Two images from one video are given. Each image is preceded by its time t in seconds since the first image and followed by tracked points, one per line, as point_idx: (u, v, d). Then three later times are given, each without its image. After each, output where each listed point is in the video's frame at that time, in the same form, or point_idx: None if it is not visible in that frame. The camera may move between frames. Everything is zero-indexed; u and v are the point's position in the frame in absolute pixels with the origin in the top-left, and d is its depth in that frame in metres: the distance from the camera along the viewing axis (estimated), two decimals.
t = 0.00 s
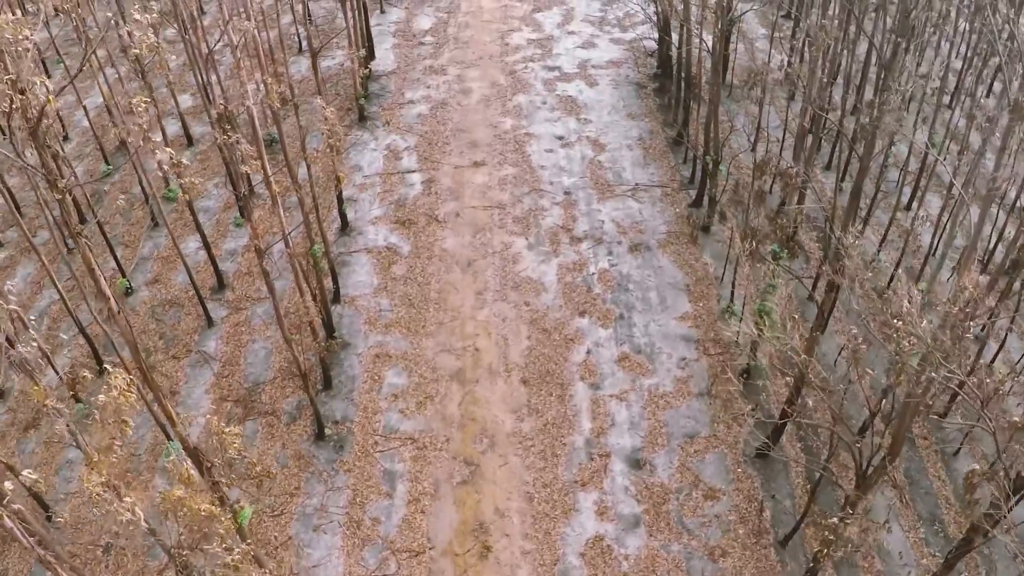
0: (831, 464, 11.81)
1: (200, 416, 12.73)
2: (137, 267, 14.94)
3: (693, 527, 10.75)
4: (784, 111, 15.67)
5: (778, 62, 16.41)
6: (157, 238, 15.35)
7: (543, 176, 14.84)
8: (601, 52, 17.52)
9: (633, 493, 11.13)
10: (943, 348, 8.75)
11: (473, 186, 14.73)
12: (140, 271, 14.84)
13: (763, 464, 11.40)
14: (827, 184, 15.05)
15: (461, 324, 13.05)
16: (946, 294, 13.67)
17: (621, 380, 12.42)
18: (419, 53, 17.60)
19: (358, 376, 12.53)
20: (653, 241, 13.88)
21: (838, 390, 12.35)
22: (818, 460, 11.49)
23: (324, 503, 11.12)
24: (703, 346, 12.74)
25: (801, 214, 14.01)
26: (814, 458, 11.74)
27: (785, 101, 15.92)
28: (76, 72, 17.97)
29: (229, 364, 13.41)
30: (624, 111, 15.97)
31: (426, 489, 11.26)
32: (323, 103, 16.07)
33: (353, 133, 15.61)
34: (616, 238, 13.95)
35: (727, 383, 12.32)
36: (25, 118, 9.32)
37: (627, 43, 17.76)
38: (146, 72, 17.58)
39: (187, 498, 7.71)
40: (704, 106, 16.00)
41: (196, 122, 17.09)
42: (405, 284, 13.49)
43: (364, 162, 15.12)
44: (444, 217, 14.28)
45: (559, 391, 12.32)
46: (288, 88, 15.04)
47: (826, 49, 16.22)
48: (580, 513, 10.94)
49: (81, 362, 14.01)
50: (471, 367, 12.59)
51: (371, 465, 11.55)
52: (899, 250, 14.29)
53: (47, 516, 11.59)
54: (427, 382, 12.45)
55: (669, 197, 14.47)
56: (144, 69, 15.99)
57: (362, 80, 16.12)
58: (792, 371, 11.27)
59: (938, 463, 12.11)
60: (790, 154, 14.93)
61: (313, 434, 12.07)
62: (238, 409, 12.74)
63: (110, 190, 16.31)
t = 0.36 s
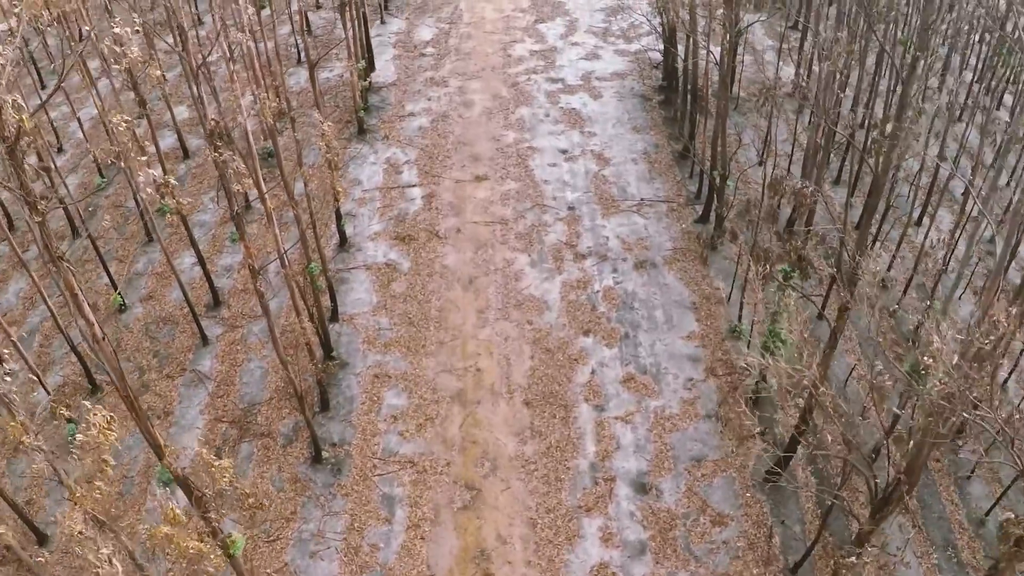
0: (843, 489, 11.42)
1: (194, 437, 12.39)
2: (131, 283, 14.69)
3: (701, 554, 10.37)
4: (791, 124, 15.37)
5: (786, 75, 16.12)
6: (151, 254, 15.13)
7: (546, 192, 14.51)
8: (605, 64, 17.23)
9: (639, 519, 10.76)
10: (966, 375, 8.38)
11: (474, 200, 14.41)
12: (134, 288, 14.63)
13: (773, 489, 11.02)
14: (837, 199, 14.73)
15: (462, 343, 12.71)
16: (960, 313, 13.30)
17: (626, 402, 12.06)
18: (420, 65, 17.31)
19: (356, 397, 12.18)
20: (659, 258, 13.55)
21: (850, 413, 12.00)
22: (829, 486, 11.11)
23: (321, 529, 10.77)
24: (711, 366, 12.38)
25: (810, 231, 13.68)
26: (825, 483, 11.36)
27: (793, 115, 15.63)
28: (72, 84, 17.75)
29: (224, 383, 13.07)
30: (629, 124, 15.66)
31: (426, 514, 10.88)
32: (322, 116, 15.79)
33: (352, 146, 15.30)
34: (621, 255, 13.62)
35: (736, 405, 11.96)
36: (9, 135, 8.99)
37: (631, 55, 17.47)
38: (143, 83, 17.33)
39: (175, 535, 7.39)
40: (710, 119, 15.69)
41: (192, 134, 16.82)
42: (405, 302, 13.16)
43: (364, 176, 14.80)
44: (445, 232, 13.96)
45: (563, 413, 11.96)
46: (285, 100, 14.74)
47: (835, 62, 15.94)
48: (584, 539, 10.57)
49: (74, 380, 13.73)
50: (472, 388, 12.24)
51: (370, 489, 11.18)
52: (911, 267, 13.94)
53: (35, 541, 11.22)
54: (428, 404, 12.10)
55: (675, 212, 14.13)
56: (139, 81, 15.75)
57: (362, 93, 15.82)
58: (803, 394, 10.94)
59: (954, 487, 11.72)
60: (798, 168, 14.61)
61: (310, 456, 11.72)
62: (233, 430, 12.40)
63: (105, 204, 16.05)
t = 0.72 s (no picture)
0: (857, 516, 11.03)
1: (187, 460, 12.04)
2: (125, 299, 14.44)
3: None
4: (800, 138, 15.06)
5: (794, 87, 15.83)
6: (146, 269, 14.86)
7: (549, 207, 14.19)
8: (609, 76, 16.93)
9: (645, 546, 10.37)
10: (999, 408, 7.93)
11: (476, 216, 14.09)
12: (128, 304, 14.37)
13: (783, 515, 10.65)
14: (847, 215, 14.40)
15: (463, 363, 12.37)
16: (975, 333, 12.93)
17: (632, 425, 11.69)
18: (421, 76, 17.02)
19: (354, 419, 11.82)
20: (665, 275, 13.22)
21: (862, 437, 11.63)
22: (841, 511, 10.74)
23: (318, 555, 10.41)
24: (718, 388, 12.02)
25: (821, 247, 13.35)
26: (837, 509, 10.99)
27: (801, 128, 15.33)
28: (69, 96, 17.54)
29: (219, 405, 12.73)
30: (634, 137, 15.36)
31: (425, 540, 10.50)
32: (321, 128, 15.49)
33: (351, 160, 14.99)
34: (626, 272, 13.28)
35: (744, 428, 11.60)
36: None
37: (636, 67, 17.18)
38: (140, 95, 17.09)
39: None
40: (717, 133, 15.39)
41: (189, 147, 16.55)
42: (404, 321, 12.82)
43: (363, 190, 14.49)
44: (446, 249, 13.63)
45: (567, 436, 11.59)
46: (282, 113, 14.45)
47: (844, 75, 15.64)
48: (588, 567, 10.18)
49: (66, 399, 13.43)
50: (473, 410, 11.87)
51: (368, 515, 10.81)
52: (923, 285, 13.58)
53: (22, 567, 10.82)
54: (428, 427, 11.73)
55: (681, 228, 13.81)
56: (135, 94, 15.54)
57: (362, 105, 15.52)
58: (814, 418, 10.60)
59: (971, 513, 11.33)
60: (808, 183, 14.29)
61: (307, 480, 11.36)
62: (228, 453, 12.05)
63: (100, 217, 15.79)
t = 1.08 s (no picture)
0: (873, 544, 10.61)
1: (180, 483, 11.70)
2: (118, 316, 14.15)
3: None
4: (809, 152, 14.78)
5: (802, 100, 15.56)
6: (140, 284, 14.56)
7: (553, 222, 13.88)
8: (614, 88, 16.64)
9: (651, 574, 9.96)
10: None
11: (478, 232, 13.77)
12: (121, 320, 14.07)
13: (794, 541, 10.22)
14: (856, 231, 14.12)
15: (464, 384, 12.02)
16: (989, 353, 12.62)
17: (638, 448, 11.30)
18: (422, 88, 16.73)
19: (352, 441, 11.46)
20: (671, 293, 12.89)
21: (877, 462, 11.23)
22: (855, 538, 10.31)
23: None
24: (726, 409, 11.64)
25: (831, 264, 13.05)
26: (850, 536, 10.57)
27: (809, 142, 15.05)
28: (65, 107, 17.31)
29: (213, 426, 12.40)
30: (639, 151, 15.06)
31: (424, 568, 10.12)
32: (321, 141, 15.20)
33: (350, 174, 14.67)
34: (632, 290, 12.95)
35: (754, 451, 11.20)
36: None
37: (641, 78, 16.89)
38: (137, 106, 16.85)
39: None
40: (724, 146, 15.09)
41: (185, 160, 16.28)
42: (404, 340, 12.50)
43: (362, 205, 14.18)
44: (447, 265, 13.32)
45: (570, 460, 11.20)
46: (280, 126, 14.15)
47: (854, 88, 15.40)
48: None
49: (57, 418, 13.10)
50: (475, 432, 11.50)
51: (365, 541, 10.45)
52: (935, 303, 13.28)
53: None
54: (427, 449, 11.37)
55: (688, 244, 13.49)
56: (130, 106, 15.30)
57: (361, 117, 15.22)
58: (827, 442, 10.26)
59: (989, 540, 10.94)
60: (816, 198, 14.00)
61: (303, 504, 11.01)
62: (222, 475, 11.71)
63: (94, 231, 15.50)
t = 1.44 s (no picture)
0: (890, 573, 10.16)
1: (173, 506, 11.34)
2: (111, 332, 13.84)
3: None
4: (816, 165, 14.53)
5: (809, 113, 15.30)
6: (133, 300, 14.24)
7: (555, 238, 13.57)
8: (617, 100, 16.36)
9: None
10: None
11: (480, 247, 13.46)
12: (114, 337, 13.76)
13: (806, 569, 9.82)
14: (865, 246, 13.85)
15: (465, 405, 11.67)
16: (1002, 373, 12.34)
17: (644, 471, 10.90)
18: (422, 100, 16.45)
19: (350, 464, 11.07)
20: (678, 311, 12.57)
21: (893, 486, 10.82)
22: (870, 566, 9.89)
23: None
24: (734, 431, 11.27)
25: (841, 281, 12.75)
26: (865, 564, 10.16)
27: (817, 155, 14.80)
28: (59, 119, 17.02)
29: (207, 447, 12.07)
30: (643, 164, 14.77)
31: None
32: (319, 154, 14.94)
33: (348, 188, 14.37)
34: (637, 307, 12.63)
35: (763, 475, 10.80)
36: None
37: (644, 90, 16.62)
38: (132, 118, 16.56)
39: None
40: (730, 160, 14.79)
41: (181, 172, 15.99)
42: (404, 359, 12.17)
43: (361, 220, 13.87)
44: (448, 281, 13.00)
45: (574, 483, 10.80)
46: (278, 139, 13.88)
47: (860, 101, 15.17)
48: None
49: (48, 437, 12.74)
50: (476, 455, 11.12)
51: (363, 568, 10.03)
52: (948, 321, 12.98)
53: None
54: (427, 473, 10.98)
55: (694, 260, 13.18)
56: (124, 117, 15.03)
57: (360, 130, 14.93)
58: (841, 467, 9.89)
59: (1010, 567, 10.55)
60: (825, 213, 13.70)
61: (299, 530, 10.73)
62: (216, 499, 11.37)
63: (87, 245, 15.16)
